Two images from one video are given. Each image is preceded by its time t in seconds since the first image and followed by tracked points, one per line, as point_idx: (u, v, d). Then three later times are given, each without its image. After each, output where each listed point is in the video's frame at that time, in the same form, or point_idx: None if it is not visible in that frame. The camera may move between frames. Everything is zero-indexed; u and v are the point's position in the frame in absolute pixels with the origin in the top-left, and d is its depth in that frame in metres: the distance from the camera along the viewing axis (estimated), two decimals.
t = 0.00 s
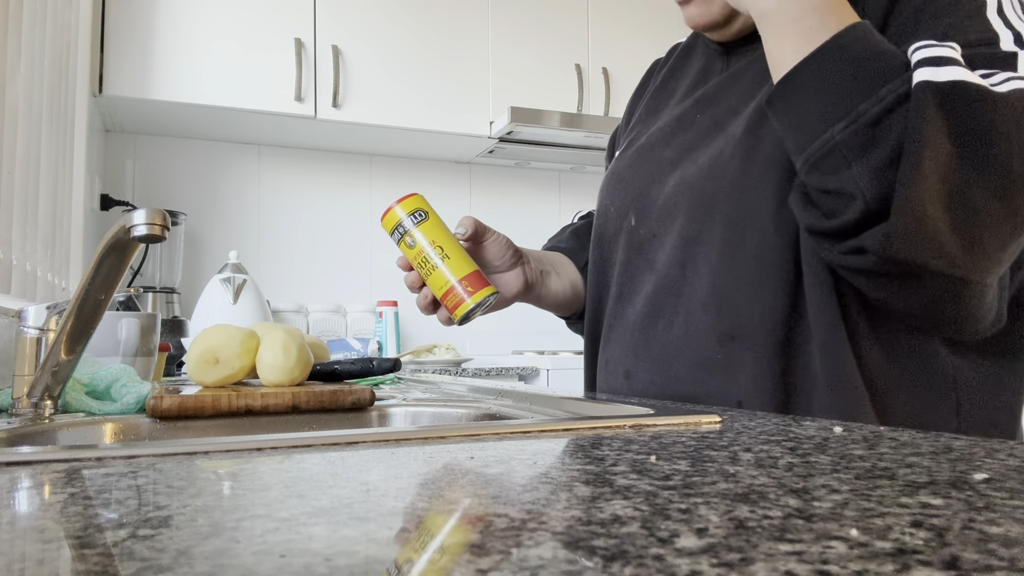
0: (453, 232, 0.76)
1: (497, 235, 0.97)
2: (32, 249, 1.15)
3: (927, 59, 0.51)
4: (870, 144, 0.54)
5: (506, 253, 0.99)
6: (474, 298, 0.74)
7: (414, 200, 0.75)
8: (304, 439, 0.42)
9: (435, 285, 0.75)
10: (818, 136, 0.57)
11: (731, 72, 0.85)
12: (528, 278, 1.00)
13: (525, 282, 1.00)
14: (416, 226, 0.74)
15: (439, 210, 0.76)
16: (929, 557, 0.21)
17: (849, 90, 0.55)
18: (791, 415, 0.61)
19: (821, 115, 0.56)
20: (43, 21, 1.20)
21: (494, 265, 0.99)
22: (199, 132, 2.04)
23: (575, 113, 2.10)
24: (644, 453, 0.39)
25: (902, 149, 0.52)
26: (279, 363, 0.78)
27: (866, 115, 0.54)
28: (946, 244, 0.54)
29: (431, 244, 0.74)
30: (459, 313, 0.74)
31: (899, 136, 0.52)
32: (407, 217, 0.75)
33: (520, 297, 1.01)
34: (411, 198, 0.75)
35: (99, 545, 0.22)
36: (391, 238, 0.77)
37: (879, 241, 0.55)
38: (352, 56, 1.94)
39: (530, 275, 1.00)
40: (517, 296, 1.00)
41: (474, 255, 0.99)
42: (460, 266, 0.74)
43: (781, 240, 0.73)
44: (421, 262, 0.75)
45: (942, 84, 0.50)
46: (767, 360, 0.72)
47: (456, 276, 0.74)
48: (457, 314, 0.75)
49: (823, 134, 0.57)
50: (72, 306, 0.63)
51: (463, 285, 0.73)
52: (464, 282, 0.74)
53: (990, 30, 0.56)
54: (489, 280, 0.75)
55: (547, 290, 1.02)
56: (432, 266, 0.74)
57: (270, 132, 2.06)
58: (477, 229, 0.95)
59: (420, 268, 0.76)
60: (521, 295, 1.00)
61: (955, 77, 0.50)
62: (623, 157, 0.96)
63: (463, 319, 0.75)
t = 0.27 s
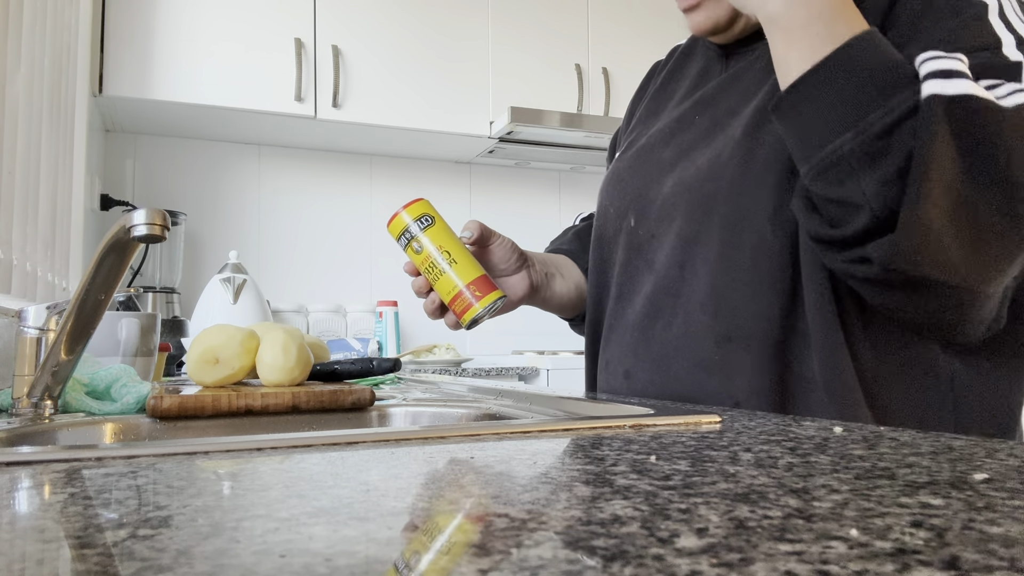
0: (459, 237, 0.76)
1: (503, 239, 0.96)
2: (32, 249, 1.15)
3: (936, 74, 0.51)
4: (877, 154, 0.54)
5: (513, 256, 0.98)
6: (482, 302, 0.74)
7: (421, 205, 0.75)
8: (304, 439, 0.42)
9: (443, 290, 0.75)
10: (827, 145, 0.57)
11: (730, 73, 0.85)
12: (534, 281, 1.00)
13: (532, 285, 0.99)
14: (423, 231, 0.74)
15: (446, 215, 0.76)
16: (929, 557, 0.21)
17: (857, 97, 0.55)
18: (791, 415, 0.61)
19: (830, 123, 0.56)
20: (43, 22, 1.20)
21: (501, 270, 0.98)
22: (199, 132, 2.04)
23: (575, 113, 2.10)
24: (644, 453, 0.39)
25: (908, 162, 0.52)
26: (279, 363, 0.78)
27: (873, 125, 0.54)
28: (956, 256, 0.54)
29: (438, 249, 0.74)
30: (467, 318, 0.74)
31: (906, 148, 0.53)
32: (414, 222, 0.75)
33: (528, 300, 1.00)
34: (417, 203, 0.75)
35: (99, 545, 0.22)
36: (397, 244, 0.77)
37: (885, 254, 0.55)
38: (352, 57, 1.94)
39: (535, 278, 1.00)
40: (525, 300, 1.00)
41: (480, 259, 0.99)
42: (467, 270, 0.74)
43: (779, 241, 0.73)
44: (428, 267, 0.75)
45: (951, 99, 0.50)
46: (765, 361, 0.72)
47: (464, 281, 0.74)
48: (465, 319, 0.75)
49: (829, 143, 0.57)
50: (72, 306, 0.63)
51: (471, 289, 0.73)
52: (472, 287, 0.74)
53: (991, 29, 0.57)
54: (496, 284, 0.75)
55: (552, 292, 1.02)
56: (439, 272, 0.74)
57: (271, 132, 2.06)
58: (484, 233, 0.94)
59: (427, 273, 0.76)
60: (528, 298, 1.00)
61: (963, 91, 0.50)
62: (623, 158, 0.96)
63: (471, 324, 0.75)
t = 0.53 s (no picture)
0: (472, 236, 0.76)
1: (518, 239, 0.96)
2: (32, 249, 1.15)
3: (979, 206, 0.53)
4: (958, 277, 0.56)
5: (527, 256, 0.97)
6: (493, 304, 0.74)
7: (434, 205, 0.74)
8: (304, 439, 0.42)
9: (455, 290, 0.75)
10: (896, 304, 0.58)
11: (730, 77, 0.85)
12: (547, 279, 1.00)
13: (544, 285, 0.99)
14: (436, 231, 0.74)
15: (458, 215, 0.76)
16: (929, 557, 0.21)
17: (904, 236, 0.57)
18: (790, 416, 0.61)
19: (885, 275, 0.58)
20: (43, 22, 1.20)
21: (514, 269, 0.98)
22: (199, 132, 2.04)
23: (575, 113, 2.10)
24: (644, 453, 0.39)
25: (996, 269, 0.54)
26: (279, 363, 0.78)
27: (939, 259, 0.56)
28: None
29: (451, 249, 0.74)
30: (477, 319, 0.74)
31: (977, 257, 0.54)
32: (427, 221, 0.74)
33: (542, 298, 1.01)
34: (431, 202, 0.74)
35: (99, 545, 0.22)
36: (412, 241, 0.77)
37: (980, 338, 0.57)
38: (352, 57, 1.94)
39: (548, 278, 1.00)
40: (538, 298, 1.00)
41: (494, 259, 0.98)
42: (480, 272, 0.74)
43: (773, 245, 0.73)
44: (440, 267, 0.75)
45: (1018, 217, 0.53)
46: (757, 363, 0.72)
47: (476, 282, 0.74)
48: (475, 320, 0.75)
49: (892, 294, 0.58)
50: (72, 305, 0.63)
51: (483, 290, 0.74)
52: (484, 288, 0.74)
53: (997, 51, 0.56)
54: (507, 285, 0.75)
55: (562, 290, 1.02)
56: (451, 271, 0.74)
57: (271, 133, 2.06)
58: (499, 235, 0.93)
59: (439, 272, 0.75)
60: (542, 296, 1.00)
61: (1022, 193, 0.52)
62: (621, 159, 0.97)
63: (482, 325, 0.75)
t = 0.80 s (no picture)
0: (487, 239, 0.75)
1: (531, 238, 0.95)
2: (32, 249, 1.15)
3: (995, 286, 0.53)
4: (975, 359, 0.56)
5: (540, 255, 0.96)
6: (512, 306, 0.73)
7: (450, 205, 0.74)
8: (304, 439, 0.42)
9: (472, 293, 0.74)
10: (910, 361, 0.57)
11: (733, 77, 0.84)
12: (560, 277, 1.00)
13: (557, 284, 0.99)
14: (453, 232, 0.73)
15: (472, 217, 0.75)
16: (929, 557, 0.21)
17: (922, 317, 0.56)
18: (790, 416, 0.61)
19: (902, 362, 0.57)
20: (43, 22, 1.20)
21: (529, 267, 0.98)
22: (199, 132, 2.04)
23: (575, 113, 2.10)
24: (644, 453, 0.39)
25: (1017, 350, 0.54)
26: (278, 363, 0.78)
27: (954, 345, 0.56)
28: None
29: (468, 251, 0.73)
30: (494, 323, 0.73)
31: (995, 339, 0.54)
32: (442, 223, 0.73)
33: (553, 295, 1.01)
34: (447, 203, 0.73)
35: (99, 545, 0.22)
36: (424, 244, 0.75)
37: (999, 398, 0.57)
38: (353, 56, 1.94)
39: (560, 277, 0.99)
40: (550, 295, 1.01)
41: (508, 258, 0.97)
42: (498, 274, 0.73)
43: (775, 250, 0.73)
44: (457, 268, 0.74)
45: None
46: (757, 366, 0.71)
47: (494, 284, 0.73)
48: (492, 324, 0.73)
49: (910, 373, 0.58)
50: (72, 305, 0.63)
51: (501, 292, 0.72)
52: (502, 290, 0.73)
53: (1007, 56, 0.58)
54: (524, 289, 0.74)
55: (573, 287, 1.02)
56: (468, 273, 0.73)
57: (271, 133, 2.06)
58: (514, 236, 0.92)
59: (455, 274, 0.74)
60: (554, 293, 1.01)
61: None
62: (622, 159, 0.96)
63: (497, 328, 0.73)
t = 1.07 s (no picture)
0: (499, 241, 0.73)
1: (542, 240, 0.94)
2: (32, 249, 1.15)
3: (981, 291, 0.53)
4: (960, 363, 0.56)
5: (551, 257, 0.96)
6: (527, 312, 0.71)
7: (462, 206, 0.71)
8: (304, 438, 0.42)
9: (483, 296, 0.72)
10: (897, 365, 0.57)
11: (734, 77, 0.84)
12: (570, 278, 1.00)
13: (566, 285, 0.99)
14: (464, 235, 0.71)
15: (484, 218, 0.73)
16: (929, 557, 0.21)
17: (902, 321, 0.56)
18: (789, 416, 0.61)
19: (886, 365, 0.57)
20: (43, 22, 1.20)
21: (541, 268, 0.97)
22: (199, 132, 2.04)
23: (575, 113, 2.10)
24: (644, 453, 0.39)
25: (1000, 355, 0.53)
26: (279, 363, 0.78)
27: (937, 348, 0.56)
28: None
29: (480, 254, 0.71)
30: (505, 328, 0.71)
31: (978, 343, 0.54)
32: (453, 225, 0.71)
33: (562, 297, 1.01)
34: (459, 203, 0.71)
35: (99, 545, 0.22)
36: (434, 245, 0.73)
37: (986, 401, 0.57)
38: (353, 56, 1.94)
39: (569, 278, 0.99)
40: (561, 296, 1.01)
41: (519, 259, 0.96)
42: (510, 277, 0.71)
43: (775, 250, 0.73)
44: (468, 272, 0.72)
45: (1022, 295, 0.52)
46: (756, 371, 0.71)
47: (508, 288, 0.71)
48: (503, 329, 0.71)
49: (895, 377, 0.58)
50: (72, 306, 0.63)
51: (514, 297, 0.71)
52: (515, 294, 0.71)
53: (1007, 54, 0.57)
54: (537, 293, 0.72)
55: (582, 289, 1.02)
56: (480, 277, 0.71)
57: (271, 133, 2.06)
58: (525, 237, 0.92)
59: (466, 278, 0.72)
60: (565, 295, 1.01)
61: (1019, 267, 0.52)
62: (623, 159, 0.96)
63: (509, 333, 0.72)
